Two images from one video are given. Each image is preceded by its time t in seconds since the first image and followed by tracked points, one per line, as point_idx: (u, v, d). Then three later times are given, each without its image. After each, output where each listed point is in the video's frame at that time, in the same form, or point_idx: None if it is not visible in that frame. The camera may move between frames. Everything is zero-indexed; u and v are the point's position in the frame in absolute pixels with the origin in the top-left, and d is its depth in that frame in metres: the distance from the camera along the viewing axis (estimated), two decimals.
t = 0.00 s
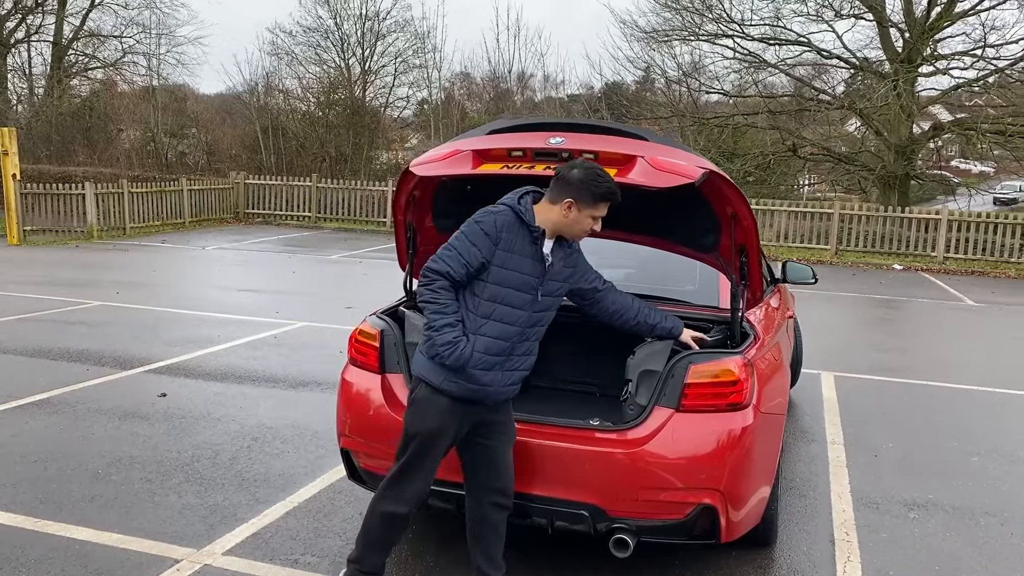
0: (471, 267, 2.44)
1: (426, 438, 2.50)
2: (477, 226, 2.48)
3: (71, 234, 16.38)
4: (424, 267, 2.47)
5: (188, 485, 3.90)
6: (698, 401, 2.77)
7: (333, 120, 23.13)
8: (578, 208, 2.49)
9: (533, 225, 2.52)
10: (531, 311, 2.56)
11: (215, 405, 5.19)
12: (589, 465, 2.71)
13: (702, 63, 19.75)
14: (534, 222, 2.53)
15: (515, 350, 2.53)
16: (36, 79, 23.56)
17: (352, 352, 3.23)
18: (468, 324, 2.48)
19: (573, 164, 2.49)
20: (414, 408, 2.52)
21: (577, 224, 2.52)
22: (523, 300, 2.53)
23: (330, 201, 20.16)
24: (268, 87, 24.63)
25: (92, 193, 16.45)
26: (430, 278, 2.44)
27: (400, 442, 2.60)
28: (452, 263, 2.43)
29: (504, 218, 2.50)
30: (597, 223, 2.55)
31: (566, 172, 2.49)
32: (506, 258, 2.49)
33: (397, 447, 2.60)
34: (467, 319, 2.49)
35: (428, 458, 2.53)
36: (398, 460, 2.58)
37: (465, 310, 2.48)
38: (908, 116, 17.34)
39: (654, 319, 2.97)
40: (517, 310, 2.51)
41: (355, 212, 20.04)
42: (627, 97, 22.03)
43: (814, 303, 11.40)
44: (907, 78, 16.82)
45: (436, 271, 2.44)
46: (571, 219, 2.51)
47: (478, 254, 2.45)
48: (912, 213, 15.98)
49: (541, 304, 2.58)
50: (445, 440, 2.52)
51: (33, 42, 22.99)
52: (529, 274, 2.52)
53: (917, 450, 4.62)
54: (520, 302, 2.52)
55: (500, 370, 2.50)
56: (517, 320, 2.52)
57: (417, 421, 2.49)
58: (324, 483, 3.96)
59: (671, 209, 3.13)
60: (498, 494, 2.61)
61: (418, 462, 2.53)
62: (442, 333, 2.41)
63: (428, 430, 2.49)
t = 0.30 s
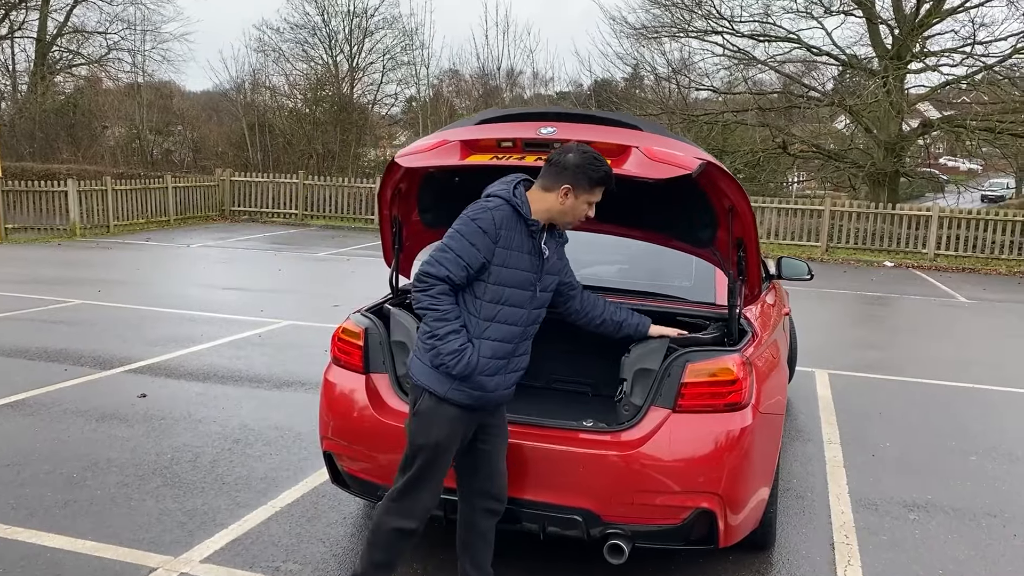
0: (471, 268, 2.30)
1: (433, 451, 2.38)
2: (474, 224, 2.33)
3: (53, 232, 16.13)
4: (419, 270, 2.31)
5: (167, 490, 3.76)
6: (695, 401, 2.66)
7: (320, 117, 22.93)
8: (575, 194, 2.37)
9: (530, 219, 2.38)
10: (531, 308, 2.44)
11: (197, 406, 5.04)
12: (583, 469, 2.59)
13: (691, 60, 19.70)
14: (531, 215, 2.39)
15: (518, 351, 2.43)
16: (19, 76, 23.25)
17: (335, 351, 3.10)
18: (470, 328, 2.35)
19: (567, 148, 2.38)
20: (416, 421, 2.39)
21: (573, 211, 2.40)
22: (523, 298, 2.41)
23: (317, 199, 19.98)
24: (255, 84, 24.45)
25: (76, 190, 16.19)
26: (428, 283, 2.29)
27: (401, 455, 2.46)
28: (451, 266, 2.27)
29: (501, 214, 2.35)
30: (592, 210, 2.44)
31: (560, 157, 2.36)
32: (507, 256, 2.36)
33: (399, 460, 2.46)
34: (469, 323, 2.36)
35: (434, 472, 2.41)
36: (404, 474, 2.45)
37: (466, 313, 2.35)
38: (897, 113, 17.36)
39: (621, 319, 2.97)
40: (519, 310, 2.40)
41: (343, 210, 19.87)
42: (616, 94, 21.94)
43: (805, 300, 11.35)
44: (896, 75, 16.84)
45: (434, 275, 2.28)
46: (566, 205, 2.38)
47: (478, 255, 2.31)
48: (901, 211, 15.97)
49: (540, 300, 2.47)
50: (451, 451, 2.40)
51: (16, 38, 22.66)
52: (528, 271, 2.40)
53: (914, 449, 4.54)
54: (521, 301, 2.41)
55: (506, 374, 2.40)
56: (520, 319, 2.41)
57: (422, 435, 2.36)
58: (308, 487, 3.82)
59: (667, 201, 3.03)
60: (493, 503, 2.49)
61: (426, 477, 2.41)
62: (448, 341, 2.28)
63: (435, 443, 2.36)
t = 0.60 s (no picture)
0: (436, 268, 2.13)
1: (418, 466, 2.26)
2: (433, 220, 2.15)
3: (34, 230, 15.81)
4: (380, 278, 2.13)
5: (134, 496, 3.60)
6: (680, 403, 2.54)
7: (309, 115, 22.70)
8: (534, 174, 2.21)
9: (491, 209, 2.22)
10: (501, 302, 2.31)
11: (170, 407, 4.88)
12: (562, 474, 2.47)
13: (681, 57, 19.61)
14: (491, 204, 2.22)
15: (492, 348, 2.31)
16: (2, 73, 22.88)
17: (305, 351, 2.97)
18: (442, 331, 2.21)
19: (518, 126, 2.21)
20: (393, 436, 2.25)
21: (534, 192, 2.25)
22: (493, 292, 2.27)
23: (304, 196, 19.79)
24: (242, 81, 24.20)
25: (57, 187, 15.90)
26: (393, 288, 2.11)
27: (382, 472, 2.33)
28: (415, 269, 2.11)
29: (462, 205, 2.18)
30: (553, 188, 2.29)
31: (513, 137, 2.20)
32: (472, 250, 2.20)
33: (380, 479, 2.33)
34: (439, 327, 2.20)
35: (420, 488, 2.29)
36: (388, 494, 2.32)
37: (435, 315, 2.20)
38: (886, 110, 17.39)
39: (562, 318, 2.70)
40: (491, 307, 2.26)
41: (331, 208, 19.71)
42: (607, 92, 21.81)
43: (795, 298, 11.28)
44: (885, 72, 16.84)
45: (398, 281, 2.11)
46: (524, 187, 2.23)
47: (443, 253, 2.14)
48: (890, 208, 15.97)
49: (508, 292, 2.34)
50: (435, 463, 2.28)
51: None
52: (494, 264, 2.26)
53: (906, 449, 4.45)
54: (491, 296, 2.26)
55: (482, 374, 2.28)
56: (491, 316, 2.27)
57: (404, 451, 2.23)
58: (281, 492, 3.68)
59: (653, 195, 2.90)
60: (462, 507, 2.41)
61: (411, 495, 2.28)
62: (422, 350, 2.14)
63: (418, 458, 2.23)
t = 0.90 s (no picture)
0: (351, 284, 2.01)
1: (365, 496, 2.15)
2: (337, 232, 2.01)
3: (15, 230, 15.54)
4: (292, 305, 2.00)
5: (96, 507, 3.44)
6: (664, 413, 2.41)
7: (297, 113, 22.85)
8: (439, 154, 2.07)
9: (398, 207, 2.09)
10: (431, 306, 2.20)
11: (141, 413, 4.72)
12: (539, 488, 2.34)
13: (671, 55, 19.48)
14: (399, 202, 2.09)
15: (429, 356, 2.20)
16: None
17: (270, 358, 2.82)
18: (371, 348, 2.09)
19: (417, 107, 2.10)
20: (334, 467, 2.14)
21: (443, 175, 2.10)
22: (420, 297, 2.16)
23: (291, 195, 19.57)
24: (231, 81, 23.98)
25: (39, 186, 15.64)
26: (308, 313, 1.99)
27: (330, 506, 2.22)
28: (327, 289, 1.98)
29: (367, 209, 2.04)
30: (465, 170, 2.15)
31: (411, 119, 2.08)
32: (387, 256, 2.07)
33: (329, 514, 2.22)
34: (367, 344, 2.08)
35: (371, 519, 2.19)
36: (338, 527, 2.22)
37: (359, 333, 2.08)
38: (877, 108, 17.35)
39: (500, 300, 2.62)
40: (417, 313, 2.15)
41: (319, 207, 19.51)
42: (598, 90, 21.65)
43: (786, 297, 11.18)
44: (875, 70, 16.76)
45: (312, 304, 1.98)
46: (432, 170, 2.09)
47: (356, 266, 2.01)
48: (881, 206, 15.91)
49: (436, 293, 2.23)
50: (383, 489, 2.18)
51: None
52: (415, 267, 2.15)
53: (900, 454, 4.33)
54: (418, 302, 2.15)
55: (420, 386, 2.17)
56: (421, 323, 2.16)
57: (348, 483, 2.12)
58: (251, 503, 3.54)
59: (636, 194, 2.77)
60: (426, 529, 2.32)
61: (362, 526, 2.18)
62: (350, 376, 2.02)
63: (363, 487, 2.13)
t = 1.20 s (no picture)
0: (243, 290, 1.83)
1: (290, 521, 1.99)
2: (221, 232, 1.81)
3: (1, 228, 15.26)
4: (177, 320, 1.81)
5: (64, 516, 3.26)
6: (665, 416, 2.24)
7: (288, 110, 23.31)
8: (323, 130, 1.89)
9: (291, 197, 1.90)
10: (340, 305, 2.04)
11: (118, 415, 4.53)
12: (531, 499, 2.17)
13: (665, 53, 19.34)
14: (291, 191, 1.91)
15: (343, 360, 2.05)
16: None
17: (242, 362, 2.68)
18: (274, 360, 1.92)
19: (294, 79, 1.92)
20: (248, 492, 1.97)
21: (333, 151, 1.92)
22: (328, 297, 1.99)
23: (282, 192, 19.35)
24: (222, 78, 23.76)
25: (25, 183, 15.38)
26: (196, 329, 1.80)
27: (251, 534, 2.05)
28: (216, 299, 1.80)
29: (255, 204, 1.85)
30: (359, 143, 1.97)
31: (288, 93, 1.90)
32: (281, 255, 1.89)
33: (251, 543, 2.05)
34: (268, 356, 1.91)
35: (299, 544, 2.03)
36: (262, 555, 2.05)
37: (258, 344, 1.91)
38: (871, 105, 17.25)
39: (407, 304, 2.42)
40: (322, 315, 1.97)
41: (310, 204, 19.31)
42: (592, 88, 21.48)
43: (783, 295, 11.05)
44: (870, 66, 16.65)
45: (200, 318, 1.80)
46: (318, 148, 1.91)
47: (246, 270, 1.83)
48: (876, 203, 15.81)
49: (345, 290, 2.07)
50: (308, 512, 2.03)
51: None
52: (318, 263, 1.98)
53: (905, 456, 4.18)
54: (325, 302, 1.98)
55: (335, 394, 2.02)
56: (331, 326, 1.99)
57: (266, 509, 1.96)
58: (227, 511, 3.36)
59: (632, 180, 2.59)
60: (375, 542, 2.22)
61: (288, 554, 2.02)
62: (252, 395, 1.85)
63: (285, 511, 1.98)
